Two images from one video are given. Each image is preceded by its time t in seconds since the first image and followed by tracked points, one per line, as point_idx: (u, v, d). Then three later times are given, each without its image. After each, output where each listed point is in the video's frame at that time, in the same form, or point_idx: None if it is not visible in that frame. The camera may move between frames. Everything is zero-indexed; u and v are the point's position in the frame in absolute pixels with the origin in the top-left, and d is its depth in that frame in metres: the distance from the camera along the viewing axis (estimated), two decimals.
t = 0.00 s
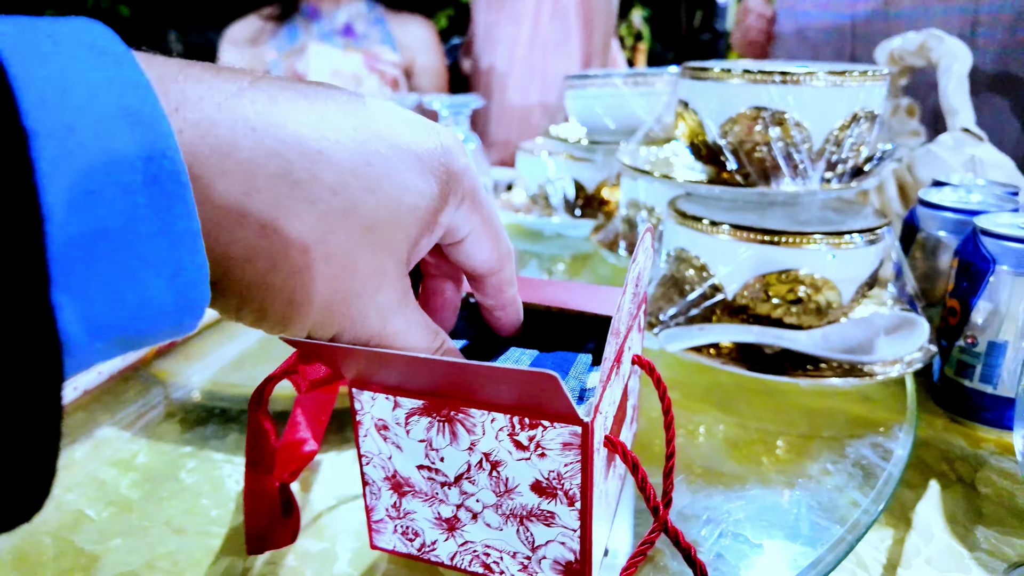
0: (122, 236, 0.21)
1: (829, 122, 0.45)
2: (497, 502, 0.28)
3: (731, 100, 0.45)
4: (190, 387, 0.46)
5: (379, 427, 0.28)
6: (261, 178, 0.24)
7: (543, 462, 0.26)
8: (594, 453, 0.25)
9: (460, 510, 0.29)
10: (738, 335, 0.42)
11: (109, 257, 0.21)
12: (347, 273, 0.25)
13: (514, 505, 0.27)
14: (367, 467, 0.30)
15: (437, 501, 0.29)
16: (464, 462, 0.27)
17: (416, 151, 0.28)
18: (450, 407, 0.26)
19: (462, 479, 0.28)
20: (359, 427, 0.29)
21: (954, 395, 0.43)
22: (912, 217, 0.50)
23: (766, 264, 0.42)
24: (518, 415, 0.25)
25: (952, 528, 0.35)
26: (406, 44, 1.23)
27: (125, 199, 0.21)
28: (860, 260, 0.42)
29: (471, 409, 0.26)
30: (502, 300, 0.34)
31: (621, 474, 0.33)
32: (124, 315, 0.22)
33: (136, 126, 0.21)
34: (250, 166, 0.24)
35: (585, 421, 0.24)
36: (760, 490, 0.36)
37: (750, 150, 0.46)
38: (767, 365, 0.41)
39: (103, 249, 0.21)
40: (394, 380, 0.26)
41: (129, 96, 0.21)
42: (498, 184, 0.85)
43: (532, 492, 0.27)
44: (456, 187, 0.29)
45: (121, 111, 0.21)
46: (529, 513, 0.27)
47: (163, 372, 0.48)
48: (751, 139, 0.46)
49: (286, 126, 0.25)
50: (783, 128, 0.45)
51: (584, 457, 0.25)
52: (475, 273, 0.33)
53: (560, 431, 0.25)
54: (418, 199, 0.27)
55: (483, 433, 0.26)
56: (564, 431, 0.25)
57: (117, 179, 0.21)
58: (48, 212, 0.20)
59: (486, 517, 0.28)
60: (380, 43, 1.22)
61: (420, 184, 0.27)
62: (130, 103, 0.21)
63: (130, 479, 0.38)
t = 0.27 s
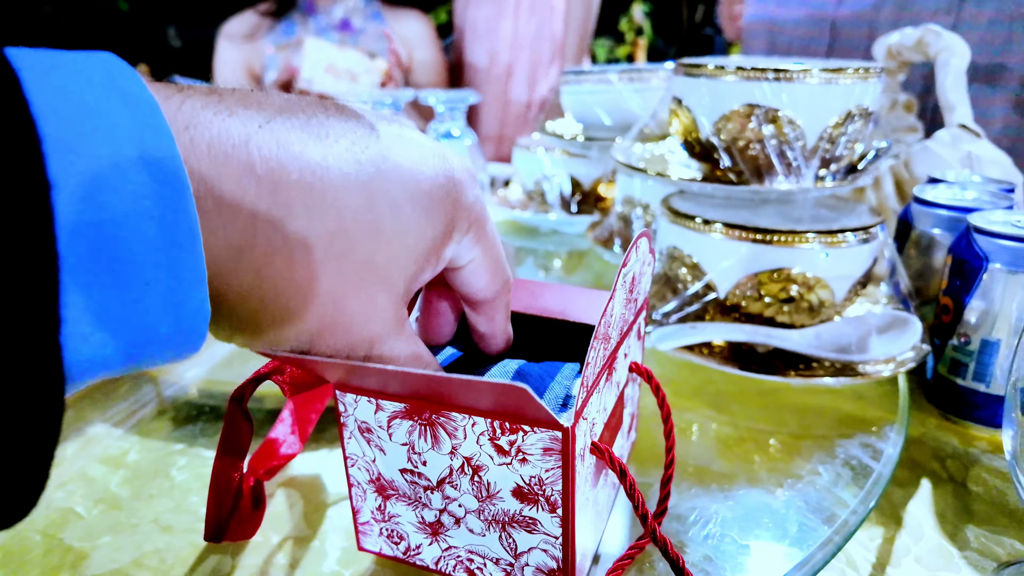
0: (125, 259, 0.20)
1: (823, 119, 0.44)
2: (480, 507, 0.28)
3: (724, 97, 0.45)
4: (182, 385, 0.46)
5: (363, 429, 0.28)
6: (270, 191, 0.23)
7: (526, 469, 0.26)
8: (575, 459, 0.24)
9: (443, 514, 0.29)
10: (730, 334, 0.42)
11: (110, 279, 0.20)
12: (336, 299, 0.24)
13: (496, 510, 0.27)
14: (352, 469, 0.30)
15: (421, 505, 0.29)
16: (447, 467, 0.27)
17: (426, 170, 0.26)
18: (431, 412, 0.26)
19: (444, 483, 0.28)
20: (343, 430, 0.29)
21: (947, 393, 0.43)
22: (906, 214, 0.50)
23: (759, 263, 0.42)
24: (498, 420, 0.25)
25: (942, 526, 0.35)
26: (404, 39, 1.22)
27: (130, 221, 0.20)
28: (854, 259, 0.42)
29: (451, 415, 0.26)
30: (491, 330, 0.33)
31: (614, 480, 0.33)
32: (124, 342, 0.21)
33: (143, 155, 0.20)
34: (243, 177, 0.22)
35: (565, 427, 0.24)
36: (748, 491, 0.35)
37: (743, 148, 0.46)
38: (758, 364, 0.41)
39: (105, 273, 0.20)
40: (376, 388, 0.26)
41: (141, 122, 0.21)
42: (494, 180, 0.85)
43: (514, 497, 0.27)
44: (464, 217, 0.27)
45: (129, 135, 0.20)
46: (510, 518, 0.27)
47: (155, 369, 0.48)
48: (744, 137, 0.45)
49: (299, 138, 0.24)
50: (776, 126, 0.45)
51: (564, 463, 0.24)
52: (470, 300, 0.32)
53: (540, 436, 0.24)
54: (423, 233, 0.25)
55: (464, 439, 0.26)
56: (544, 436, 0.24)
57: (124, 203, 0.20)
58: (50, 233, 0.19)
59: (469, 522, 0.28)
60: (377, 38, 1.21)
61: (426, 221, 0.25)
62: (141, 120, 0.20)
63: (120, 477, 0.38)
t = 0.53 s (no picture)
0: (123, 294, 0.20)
1: (821, 123, 0.45)
2: (482, 511, 0.28)
3: (723, 101, 0.46)
4: (185, 386, 0.47)
5: (365, 435, 0.29)
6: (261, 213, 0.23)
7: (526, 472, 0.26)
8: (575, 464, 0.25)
9: (444, 518, 0.29)
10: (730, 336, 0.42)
11: (96, 312, 0.20)
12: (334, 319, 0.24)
13: (497, 513, 0.28)
14: (354, 474, 0.31)
15: (423, 509, 0.30)
16: (449, 471, 0.28)
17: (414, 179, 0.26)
18: (431, 418, 0.27)
19: (446, 487, 0.29)
20: (344, 436, 0.30)
21: (944, 396, 0.44)
22: (904, 218, 0.51)
23: (757, 266, 0.42)
24: (497, 426, 0.25)
25: (937, 528, 0.35)
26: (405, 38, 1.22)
27: (117, 248, 0.20)
28: (851, 262, 0.42)
29: (452, 421, 0.26)
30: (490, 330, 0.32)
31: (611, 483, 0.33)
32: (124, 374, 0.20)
33: (132, 180, 0.20)
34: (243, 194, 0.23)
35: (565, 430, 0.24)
36: (745, 493, 0.36)
37: (742, 151, 0.46)
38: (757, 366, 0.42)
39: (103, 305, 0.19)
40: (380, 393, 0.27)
41: (128, 140, 0.20)
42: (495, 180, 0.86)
43: (514, 500, 0.27)
44: (463, 232, 0.26)
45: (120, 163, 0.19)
46: (512, 518, 0.28)
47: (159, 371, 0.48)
48: (743, 140, 0.46)
49: (287, 155, 0.24)
50: (775, 130, 0.45)
51: (564, 468, 0.25)
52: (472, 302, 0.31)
53: (542, 440, 0.25)
54: (419, 253, 0.25)
55: (465, 444, 0.27)
56: (545, 441, 0.25)
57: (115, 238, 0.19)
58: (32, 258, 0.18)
59: (470, 525, 0.29)
60: (378, 38, 1.22)
61: (422, 240, 0.25)
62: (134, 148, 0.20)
63: (125, 478, 0.38)
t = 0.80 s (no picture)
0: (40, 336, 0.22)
1: (818, 133, 0.45)
2: (520, 518, 0.27)
3: (720, 111, 0.46)
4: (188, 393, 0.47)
5: (377, 473, 0.26)
6: (203, 215, 0.24)
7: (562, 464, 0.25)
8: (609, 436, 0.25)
9: (480, 539, 0.27)
10: (726, 344, 0.43)
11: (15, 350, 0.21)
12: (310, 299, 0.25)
13: (538, 514, 0.27)
14: (368, 523, 0.28)
15: (455, 537, 0.28)
16: (479, 488, 0.26)
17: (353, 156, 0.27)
18: (451, 429, 0.25)
19: (477, 504, 0.27)
20: (353, 482, 0.27)
21: (938, 405, 0.44)
22: (900, 226, 0.51)
23: (753, 276, 0.43)
24: (523, 415, 0.24)
25: (930, 537, 0.36)
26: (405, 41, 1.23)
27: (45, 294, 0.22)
28: (847, 271, 0.43)
29: (474, 425, 0.25)
30: (480, 293, 0.35)
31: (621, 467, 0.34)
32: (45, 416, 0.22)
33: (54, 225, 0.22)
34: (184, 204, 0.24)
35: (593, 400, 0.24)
36: (741, 501, 0.36)
37: (739, 161, 0.47)
38: (753, 375, 0.42)
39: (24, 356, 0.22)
40: (378, 417, 0.25)
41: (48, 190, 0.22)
42: (494, 184, 0.86)
43: (554, 494, 0.26)
44: (410, 201, 0.28)
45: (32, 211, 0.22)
46: (555, 518, 0.27)
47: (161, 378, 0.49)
48: (740, 150, 0.46)
49: (207, 158, 0.25)
50: (771, 140, 0.45)
51: (601, 442, 0.25)
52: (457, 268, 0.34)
53: (572, 419, 0.24)
54: (371, 233, 0.26)
55: (491, 449, 0.25)
56: (576, 419, 0.24)
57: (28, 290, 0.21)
58: None
59: (511, 537, 0.27)
60: (379, 40, 1.24)
61: (375, 216, 0.26)
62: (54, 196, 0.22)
63: (129, 486, 0.39)
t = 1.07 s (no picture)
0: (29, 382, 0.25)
1: (814, 139, 0.45)
2: (562, 433, 0.27)
3: (716, 117, 0.46)
4: (189, 397, 0.48)
5: (410, 456, 0.26)
6: (175, 227, 0.26)
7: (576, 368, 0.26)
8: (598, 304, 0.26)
9: (535, 473, 0.27)
10: (722, 349, 0.43)
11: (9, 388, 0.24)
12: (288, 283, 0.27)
13: (576, 420, 0.27)
14: (423, 516, 0.27)
15: (511, 484, 0.27)
16: (512, 420, 0.26)
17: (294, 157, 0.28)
18: (455, 368, 0.26)
19: (517, 437, 0.26)
20: (391, 478, 0.26)
21: (934, 409, 0.44)
22: (896, 231, 0.51)
23: (749, 282, 0.43)
24: (520, 327, 0.26)
25: (924, 541, 0.36)
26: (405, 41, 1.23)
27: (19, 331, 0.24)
28: (842, 276, 0.43)
29: (479, 359, 0.26)
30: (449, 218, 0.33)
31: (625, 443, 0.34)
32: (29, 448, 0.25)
33: (25, 264, 0.25)
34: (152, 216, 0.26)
35: (576, 285, 0.26)
36: (736, 505, 0.37)
37: (735, 166, 0.47)
38: (749, 380, 0.42)
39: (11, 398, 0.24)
40: (399, 395, 0.25)
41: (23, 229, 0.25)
42: (493, 186, 0.86)
43: (581, 394, 0.26)
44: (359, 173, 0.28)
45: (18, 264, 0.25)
46: (598, 416, 0.27)
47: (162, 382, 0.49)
48: (736, 156, 0.46)
49: (164, 175, 0.27)
50: (767, 146, 0.46)
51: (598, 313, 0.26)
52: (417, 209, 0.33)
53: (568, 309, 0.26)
54: (339, 221, 0.27)
55: (501, 376, 0.26)
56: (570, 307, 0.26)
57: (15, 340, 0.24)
58: None
59: (561, 456, 0.27)
60: (379, 42, 1.24)
61: (334, 197, 0.27)
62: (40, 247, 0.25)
63: (131, 490, 0.39)
